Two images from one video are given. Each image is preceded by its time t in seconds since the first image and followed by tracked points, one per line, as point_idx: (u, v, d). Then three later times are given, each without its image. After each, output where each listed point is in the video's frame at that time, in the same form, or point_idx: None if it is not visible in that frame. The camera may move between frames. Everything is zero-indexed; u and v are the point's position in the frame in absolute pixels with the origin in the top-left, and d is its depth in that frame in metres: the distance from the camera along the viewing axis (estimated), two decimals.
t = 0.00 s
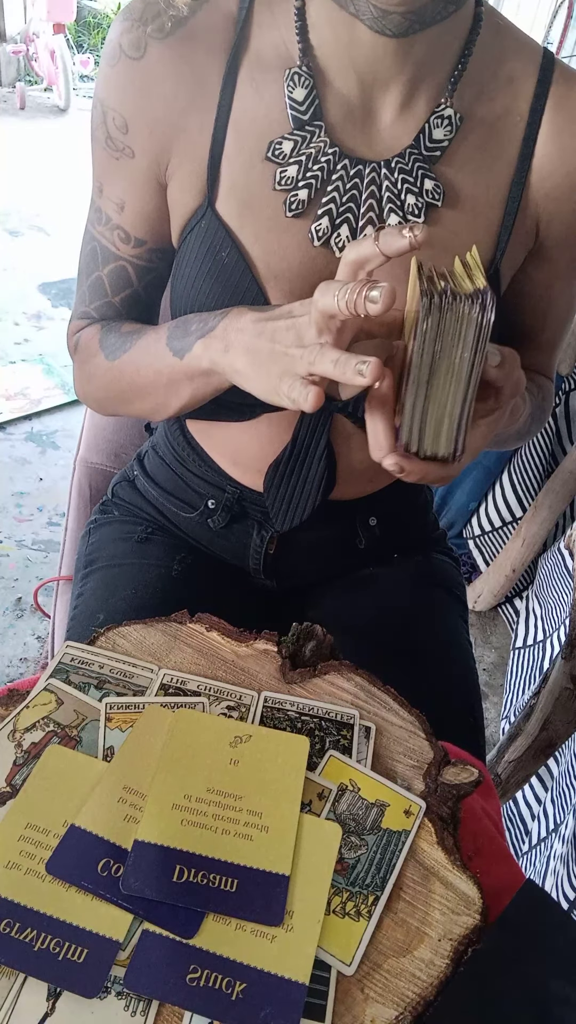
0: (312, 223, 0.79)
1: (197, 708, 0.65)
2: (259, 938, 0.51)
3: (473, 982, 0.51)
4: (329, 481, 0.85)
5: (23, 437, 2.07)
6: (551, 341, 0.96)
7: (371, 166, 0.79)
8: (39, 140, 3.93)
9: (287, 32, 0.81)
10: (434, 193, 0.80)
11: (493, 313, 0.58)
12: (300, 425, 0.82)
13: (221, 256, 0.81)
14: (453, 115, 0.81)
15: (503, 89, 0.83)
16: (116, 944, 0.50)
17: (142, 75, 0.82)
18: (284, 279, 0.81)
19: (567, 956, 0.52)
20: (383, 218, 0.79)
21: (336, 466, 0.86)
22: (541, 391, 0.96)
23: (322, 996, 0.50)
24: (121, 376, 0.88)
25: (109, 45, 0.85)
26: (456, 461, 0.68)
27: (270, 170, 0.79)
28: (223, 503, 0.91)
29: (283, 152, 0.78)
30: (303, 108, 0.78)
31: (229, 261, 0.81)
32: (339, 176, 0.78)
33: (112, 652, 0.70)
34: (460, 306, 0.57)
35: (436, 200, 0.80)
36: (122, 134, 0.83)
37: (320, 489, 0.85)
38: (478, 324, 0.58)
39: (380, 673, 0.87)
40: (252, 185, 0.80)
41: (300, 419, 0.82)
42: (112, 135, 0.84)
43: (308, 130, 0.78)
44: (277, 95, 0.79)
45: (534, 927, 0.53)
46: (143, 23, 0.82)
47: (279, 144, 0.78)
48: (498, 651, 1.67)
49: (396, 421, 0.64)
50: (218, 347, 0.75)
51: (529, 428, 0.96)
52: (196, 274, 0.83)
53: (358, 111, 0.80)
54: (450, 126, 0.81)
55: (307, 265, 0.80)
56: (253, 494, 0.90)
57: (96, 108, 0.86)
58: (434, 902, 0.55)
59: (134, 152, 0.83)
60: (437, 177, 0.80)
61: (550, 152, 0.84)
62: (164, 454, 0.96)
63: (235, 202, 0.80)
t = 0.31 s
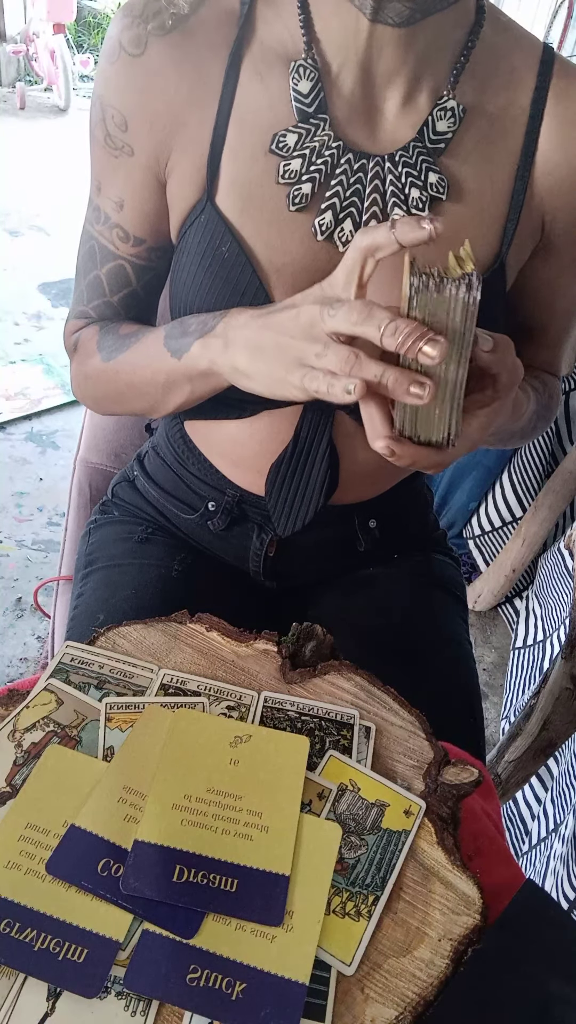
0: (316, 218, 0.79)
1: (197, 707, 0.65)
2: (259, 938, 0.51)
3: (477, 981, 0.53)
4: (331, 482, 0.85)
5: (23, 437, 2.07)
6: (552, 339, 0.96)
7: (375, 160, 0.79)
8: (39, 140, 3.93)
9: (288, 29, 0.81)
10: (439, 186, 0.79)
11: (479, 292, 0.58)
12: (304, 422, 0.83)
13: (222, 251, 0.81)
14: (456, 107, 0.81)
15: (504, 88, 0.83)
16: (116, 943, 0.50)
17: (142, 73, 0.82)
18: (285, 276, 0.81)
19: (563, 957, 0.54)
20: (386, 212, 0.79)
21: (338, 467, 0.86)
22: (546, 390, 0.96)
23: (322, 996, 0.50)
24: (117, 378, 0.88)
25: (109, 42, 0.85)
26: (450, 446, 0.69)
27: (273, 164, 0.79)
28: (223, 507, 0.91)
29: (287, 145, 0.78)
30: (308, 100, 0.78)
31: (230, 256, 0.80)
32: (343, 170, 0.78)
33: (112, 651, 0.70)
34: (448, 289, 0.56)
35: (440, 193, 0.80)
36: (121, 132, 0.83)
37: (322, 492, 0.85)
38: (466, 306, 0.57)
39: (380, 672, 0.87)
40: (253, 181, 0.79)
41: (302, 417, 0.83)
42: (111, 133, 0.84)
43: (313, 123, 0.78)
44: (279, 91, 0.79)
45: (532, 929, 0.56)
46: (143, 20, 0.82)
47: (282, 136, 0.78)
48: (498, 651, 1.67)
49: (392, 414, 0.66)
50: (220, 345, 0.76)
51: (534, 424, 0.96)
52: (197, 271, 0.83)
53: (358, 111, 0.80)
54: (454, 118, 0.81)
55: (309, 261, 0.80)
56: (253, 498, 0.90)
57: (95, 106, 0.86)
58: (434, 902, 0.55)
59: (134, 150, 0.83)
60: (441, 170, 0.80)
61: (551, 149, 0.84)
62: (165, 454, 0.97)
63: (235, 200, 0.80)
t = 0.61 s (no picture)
0: (316, 213, 0.79)
1: (197, 707, 0.65)
2: (259, 938, 0.51)
3: (477, 981, 0.53)
4: (332, 481, 0.84)
5: (23, 437, 2.07)
6: (554, 337, 0.95)
7: (377, 156, 0.79)
8: (39, 141, 3.93)
9: (290, 25, 0.81)
10: (441, 183, 0.79)
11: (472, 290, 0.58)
12: (303, 421, 0.83)
13: (221, 246, 0.81)
14: (458, 104, 0.81)
15: (505, 86, 0.83)
16: (116, 944, 0.50)
17: (143, 69, 0.82)
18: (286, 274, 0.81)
19: (562, 957, 0.55)
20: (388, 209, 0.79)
21: (339, 466, 0.85)
22: (549, 394, 0.96)
23: (322, 996, 0.50)
24: (116, 375, 0.88)
25: (110, 38, 0.85)
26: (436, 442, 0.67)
27: (275, 159, 0.79)
28: (223, 507, 0.91)
29: (289, 140, 0.78)
30: (311, 95, 0.78)
31: (229, 252, 0.80)
32: (345, 166, 0.78)
33: (112, 651, 0.70)
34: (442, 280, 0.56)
35: (442, 190, 0.80)
36: (122, 128, 0.83)
37: (322, 491, 0.84)
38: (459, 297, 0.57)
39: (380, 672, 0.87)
40: (254, 177, 0.79)
41: (302, 415, 0.83)
42: (112, 129, 0.84)
43: (315, 118, 0.78)
44: (281, 88, 0.79)
45: (534, 928, 0.56)
46: (146, 17, 0.82)
47: (284, 132, 0.78)
48: (498, 651, 1.66)
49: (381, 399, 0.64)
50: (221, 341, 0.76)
51: (535, 428, 0.96)
52: (197, 267, 0.83)
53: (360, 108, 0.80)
54: (456, 116, 0.81)
55: (310, 257, 0.80)
56: (252, 499, 0.90)
57: (96, 102, 0.86)
58: (434, 902, 0.55)
59: (134, 146, 0.83)
60: (443, 167, 0.80)
61: (554, 146, 0.84)
62: (165, 454, 0.97)
63: (235, 197, 0.80)
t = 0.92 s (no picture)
0: (316, 212, 0.79)
1: (197, 707, 0.65)
2: (259, 938, 0.51)
3: (476, 981, 0.53)
4: (331, 481, 0.84)
5: (23, 437, 2.07)
6: (554, 337, 0.95)
7: (376, 155, 0.79)
8: (39, 141, 3.93)
9: (289, 24, 0.81)
10: (440, 181, 0.79)
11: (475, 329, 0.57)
12: (303, 420, 0.82)
13: (220, 246, 0.81)
14: (457, 104, 0.81)
15: (505, 85, 0.83)
16: (116, 943, 0.50)
17: (143, 68, 0.82)
18: (285, 274, 0.81)
19: (562, 955, 0.55)
20: (387, 208, 0.79)
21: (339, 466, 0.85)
22: (546, 394, 0.95)
23: (322, 996, 0.50)
24: (116, 374, 0.88)
25: (109, 38, 0.85)
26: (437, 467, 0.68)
27: (274, 159, 0.79)
28: (223, 506, 0.91)
29: (288, 139, 0.78)
30: (309, 94, 0.78)
31: (227, 252, 0.80)
32: (344, 164, 0.78)
33: (112, 652, 0.70)
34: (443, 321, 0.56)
35: (441, 189, 0.79)
36: (122, 128, 0.83)
37: (321, 492, 0.84)
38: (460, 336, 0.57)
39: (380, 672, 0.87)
40: (254, 175, 0.79)
41: (301, 419, 0.82)
42: (112, 128, 0.84)
43: (313, 117, 0.78)
44: (280, 87, 0.79)
45: (534, 927, 0.56)
46: (145, 16, 0.82)
47: (283, 131, 0.78)
48: (498, 651, 1.66)
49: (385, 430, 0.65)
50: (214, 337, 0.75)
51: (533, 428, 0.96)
52: (197, 268, 0.83)
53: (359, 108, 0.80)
54: (454, 115, 0.81)
55: (309, 255, 0.80)
56: (253, 498, 0.90)
57: (96, 101, 0.86)
58: (434, 902, 0.55)
59: (134, 146, 0.83)
60: (442, 167, 0.80)
61: (553, 145, 0.84)
62: (165, 454, 0.97)
63: (235, 197, 0.80)
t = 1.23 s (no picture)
0: (312, 214, 0.79)
1: (197, 707, 0.65)
2: (259, 938, 0.51)
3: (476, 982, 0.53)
4: (329, 481, 0.83)
5: (23, 437, 2.07)
6: (553, 337, 0.95)
7: (373, 158, 0.79)
8: (39, 141, 3.93)
9: (288, 25, 0.81)
10: (436, 184, 0.79)
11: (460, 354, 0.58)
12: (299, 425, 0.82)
13: (216, 246, 0.80)
14: (453, 106, 0.80)
15: (503, 86, 0.83)
16: (116, 944, 0.50)
17: (141, 68, 0.82)
18: (284, 274, 0.81)
19: (562, 955, 0.55)
20: (383, 209, 0.78)
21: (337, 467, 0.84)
22: (545, 396, 0.96)
23: (323, 996, 0.50)
24: (114, 373, 0.88)
25: (109, 37, 0.85)
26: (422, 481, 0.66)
27: (270, 160, 0.79)
28: (222, 505, 0.91)
29: (284, 142, 0.78)
30: (305, 98, 0.78)
31: (224, 252, 0.80)
32: (340, 167, 0.78)
33: (112, 652, 0.70)
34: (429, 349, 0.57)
35: (437, 192, 0.79)
36: (121, 127, 0.83)
37: (319, 492, 0.84)
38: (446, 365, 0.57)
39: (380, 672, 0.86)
40: (252, 175, 0.79)
41: (293, 434, 0.83)
42: (111, 128, 0.84)
43: (309, 120, 0.78)
44: (277, 87, 0.79)
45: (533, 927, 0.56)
46: (144, 16, 0.82)
47: (279, 134, 0.78)
48: (498, 651, 1.66)
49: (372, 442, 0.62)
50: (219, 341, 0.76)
51: (531, 431, 0.96)
52: (194, 268, 0.83)
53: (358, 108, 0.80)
54: (451, 118, 0.80)
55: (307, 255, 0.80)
56: (253, 498, 0.90)
57: (95, 101, 0.86)
58: (434, 902, 0.55)
59: (133, 145, 0.83)
60: (438, 168, 0.80)
61: (551, 146, 0.84)
62: (165, 454, 0.97)
63: (234, 197, 0.80)
